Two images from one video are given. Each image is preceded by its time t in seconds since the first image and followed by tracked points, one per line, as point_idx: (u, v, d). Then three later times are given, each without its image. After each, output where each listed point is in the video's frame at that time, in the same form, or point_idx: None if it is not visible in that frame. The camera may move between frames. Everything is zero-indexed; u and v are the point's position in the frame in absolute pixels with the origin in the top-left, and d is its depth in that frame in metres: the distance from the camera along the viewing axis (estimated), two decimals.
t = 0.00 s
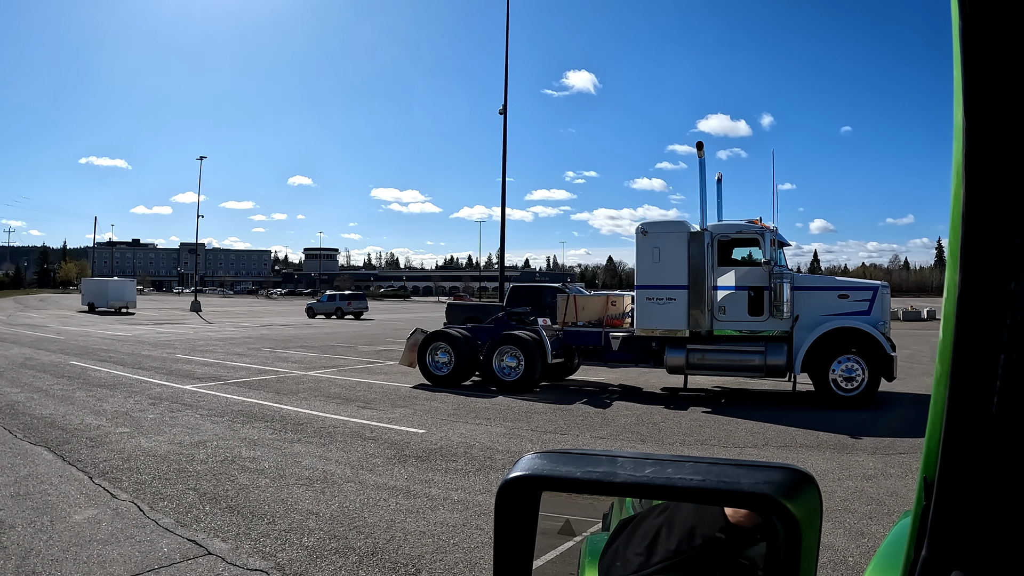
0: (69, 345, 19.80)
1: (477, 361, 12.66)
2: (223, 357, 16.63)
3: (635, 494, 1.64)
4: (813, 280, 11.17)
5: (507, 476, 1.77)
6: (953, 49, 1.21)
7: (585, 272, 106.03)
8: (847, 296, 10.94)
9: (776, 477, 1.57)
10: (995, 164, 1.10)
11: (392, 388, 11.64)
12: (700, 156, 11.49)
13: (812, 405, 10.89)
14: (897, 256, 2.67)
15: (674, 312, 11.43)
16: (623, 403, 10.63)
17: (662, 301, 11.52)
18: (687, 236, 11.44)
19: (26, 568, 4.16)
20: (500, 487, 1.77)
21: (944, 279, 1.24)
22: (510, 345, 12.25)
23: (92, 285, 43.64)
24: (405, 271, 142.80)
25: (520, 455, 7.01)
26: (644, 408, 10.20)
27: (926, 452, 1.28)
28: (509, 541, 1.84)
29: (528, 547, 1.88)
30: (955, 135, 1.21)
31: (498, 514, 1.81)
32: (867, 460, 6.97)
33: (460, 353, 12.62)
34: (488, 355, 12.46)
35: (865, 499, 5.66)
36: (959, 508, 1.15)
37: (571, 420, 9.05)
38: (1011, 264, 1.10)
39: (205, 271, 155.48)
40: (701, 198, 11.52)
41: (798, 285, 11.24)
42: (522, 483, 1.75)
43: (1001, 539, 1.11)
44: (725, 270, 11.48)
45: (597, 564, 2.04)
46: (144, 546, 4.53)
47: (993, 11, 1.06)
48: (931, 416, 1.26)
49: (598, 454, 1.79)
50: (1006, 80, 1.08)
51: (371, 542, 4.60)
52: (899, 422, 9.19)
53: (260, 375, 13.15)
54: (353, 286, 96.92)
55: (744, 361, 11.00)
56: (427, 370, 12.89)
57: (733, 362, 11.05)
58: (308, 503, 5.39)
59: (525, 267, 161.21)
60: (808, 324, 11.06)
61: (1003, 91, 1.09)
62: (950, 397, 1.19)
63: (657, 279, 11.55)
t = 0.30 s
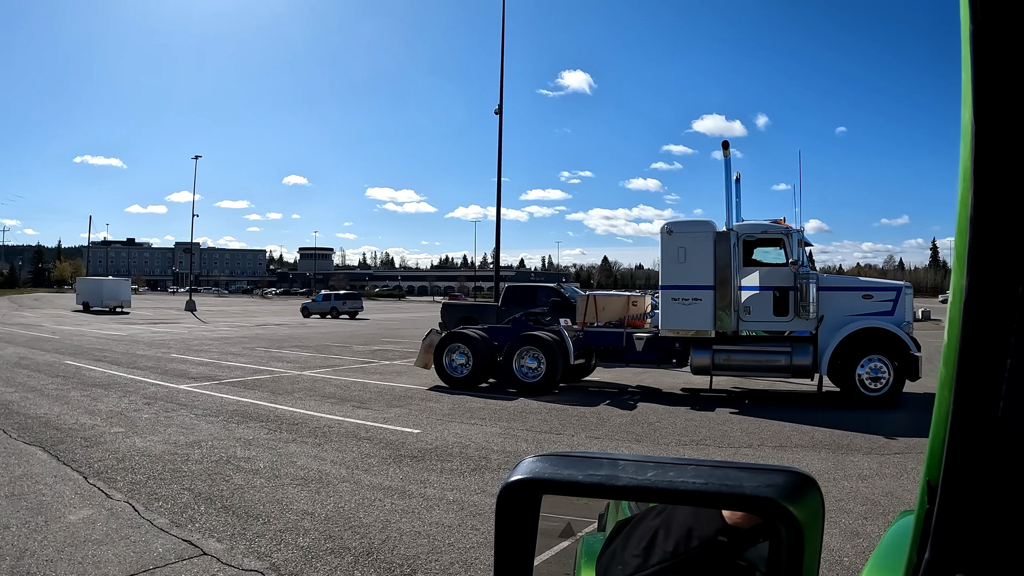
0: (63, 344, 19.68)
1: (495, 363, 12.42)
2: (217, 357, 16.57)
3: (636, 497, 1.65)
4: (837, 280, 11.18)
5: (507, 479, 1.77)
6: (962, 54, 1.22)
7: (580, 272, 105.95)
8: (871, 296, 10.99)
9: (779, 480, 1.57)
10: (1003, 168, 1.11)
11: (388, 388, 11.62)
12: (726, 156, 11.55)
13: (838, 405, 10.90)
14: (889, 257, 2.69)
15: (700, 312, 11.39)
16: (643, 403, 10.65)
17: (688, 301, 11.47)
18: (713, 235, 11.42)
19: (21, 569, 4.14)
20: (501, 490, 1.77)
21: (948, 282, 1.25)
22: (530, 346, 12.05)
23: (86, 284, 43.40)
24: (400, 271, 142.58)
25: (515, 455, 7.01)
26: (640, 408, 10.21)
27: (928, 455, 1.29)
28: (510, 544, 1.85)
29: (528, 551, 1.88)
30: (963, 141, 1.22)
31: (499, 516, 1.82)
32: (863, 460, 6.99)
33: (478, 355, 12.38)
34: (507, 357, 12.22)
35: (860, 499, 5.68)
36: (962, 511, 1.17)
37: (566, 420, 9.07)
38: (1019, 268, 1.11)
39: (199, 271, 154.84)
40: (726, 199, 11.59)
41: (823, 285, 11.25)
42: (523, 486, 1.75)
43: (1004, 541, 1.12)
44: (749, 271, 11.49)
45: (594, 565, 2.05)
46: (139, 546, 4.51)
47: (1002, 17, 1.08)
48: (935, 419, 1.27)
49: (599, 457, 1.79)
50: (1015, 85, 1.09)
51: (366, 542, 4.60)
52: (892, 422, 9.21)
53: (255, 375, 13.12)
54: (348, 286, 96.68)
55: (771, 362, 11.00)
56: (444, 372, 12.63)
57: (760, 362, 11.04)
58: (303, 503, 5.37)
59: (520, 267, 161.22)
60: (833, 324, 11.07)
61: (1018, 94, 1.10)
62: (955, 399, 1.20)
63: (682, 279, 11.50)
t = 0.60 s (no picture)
0: (57, 344, 19.57)
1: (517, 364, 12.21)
2: (212, 357, 16.52)
3: (633, 499, 1.65)
4: (864, 281, 11.19)
5: (504, 481, 1.78)
6: (962, 56, 1.23)
7: (575, 272, 105.98)
8: (897, 297, 11.01)
9: (776, 481, 1.58)
10: (1002, 170, 1.12)
11: (384, 388, 11.60)
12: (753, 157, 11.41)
13: (865, 405, 10.91)
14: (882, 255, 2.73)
15: (729, 312, 11.38)
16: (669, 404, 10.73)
17: (717, 301, 11.44)
18: (742, 235, 11.40)
19: (15, 569, 4.12)
20: (499, 492, 1.77)
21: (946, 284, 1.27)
22: (553, 347, 11.88)
23: (80, 284, 43.17)
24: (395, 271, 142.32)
25: (510, 455, 7.02)
26: (635, 408, 10.22)
27: (926, 457, 1.29)
28: (507, 546, 1.84)
29: (525, 553, 1.88)
30: (962, 144, 1.23)
31: (496, 517, 1.82)
32: (858, 460, 7.01)
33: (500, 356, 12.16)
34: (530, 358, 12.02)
35: (856, 500, 5.70)
36: (959, 514, 1.18)
37: (562, 421, 9.07)
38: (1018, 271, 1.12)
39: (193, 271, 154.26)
40: (755, 200, 11.40)
41: (850, 285, 11.27)
42: (520, 488, 1.76)
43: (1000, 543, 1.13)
44: (776, 271, 11.55)
45: (589, 565, 2.06)
46: (134, 546, 4.50)
47: (1001, 20, 1.09)
48: (933, 421, 1.28)
49: (596, 459, 1.80)
50: (1014, 87, 1.10)
51: (362, 542, 4.59)
52: (885, 421, 9.27)
53: (250, 375, 13.07)
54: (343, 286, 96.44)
55: (800, 362, 11.01)
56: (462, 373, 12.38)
57: (789, 363, 11.04)
58: (298, 503, 5.36)
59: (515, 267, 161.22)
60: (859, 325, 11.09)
61: (1017, 97, 1.11)
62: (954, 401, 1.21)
63: (711, 279, 11.47)
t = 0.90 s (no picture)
0: (51, 344, 19.46)
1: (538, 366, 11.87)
2: (207, 357, 16.49)
3: (626, 497, 1.65)
4: (890, 280, 11.14)
5: (497, 480, 1.78)
6: (953, 56, 1.25)
7: (570, 273, 106.02)
8: (921, 297, 10.91)
9: (769, 480, 1.59)
10: (993, 164, 1.13)
11: (379, 389, 11.58)
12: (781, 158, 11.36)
13: (892, 405, 10.87)
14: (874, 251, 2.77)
15: (758, 312, 11.46)
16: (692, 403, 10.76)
17: (745, 301, 11.53)
18: (769, 236, 11.49)
19: (9, 570, 4.11)
20: (492, 490, 1.78)
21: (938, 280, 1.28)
22: (577, 348, 11.56)
23: (75, 284, 42.98)
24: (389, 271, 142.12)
25: (505, 455, 7.03)
26: (629, 408, 10.24)
27: (918, 456, 1.30)
28: (500, 544, 1.85)
29: (519, 554, 1.88)
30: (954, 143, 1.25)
31: (489, 516, 1.82)
32: (853, 460, 7.04)
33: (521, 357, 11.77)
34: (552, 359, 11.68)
35: (851, 499, 5.73)
36: (951, 512, 1.19)
37: (557, 421, 9.08)
38: (1008, 269, 1.13)
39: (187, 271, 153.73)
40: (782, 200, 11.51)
41: (876, 285, 11.27)
42: (513, 487, 1.76)
43: (988, 540, 1.15)
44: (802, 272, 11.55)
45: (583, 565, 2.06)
46: (129, 547, 4.49)
47: (992, 19, 1.11)
48: (924, 420, 1.29)
49: (589, 458, 1.80)
50: (1005, 86, 1.12)
51: (357, 543, 4.59)
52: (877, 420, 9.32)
53: (245, 375, 13.03)
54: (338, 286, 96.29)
55: (827, 362, 11.02)
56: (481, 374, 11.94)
57: (816, 363, 11.05)
58: (292, 503, 5.35)
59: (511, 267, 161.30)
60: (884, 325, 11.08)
61: (1007, 96, 1.12)
62: (946, 399, 1.22)
63: (739, 279, 11.57)
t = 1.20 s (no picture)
0: (45, 344, 19.39)
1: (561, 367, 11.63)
2: (201, 357, 16.45)
3: (617, 494, 1.66)
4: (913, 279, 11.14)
5: (489, 476, 1.78)
6: (941, 57, 1.27)
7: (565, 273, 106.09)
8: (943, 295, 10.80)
9: (760, 477, 1.59)
10: (980, 164, 1.16)
11: (373, 388, 11.57)
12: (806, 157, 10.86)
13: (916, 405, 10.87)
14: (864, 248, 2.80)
15: (785, 312, 11.45)
16: (717, 403, 10.81)
17: (771, 301, 11.52)
18: (794, 235, 11.47)
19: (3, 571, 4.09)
20: (483, 487, 1.78)
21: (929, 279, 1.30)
22: (601, 348, 11.37)
23: (69, 284, 42.79)
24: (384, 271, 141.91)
25: (500, 455, 7.03)
26: (624, 408, 10.25)
27: (908, 453, 1.33)
28: (492, 540, 1.87)
29: (510, 551, 1.91)
30: (942, 141, 1.27)
31: (481, 512, 1.83)
32: (847, 460, 7.07)
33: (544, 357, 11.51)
34: (576, 360, 11.46)
35: (844, 499, 5.75)
36: (940, 509, 1.21)
37: (551, 421, 9.10)
38: (995, 265, 1.15)
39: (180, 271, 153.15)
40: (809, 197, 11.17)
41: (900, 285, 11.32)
42: (504, 483, 1.76)
43: (973, 535, 1.16)
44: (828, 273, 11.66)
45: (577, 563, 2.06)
46: (124, 547, 4.47)
47: (980, 19, 1.13)
48: (916, 416, 1.32)
49: (580, 455, 1.80)
50: (992, 84, 1.14)
51: (351, 543, 4.58)
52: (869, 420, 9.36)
53: (239, 375, 13.01)
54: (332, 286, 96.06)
55: (852, 362, 11.07)
56: (503, 376, 11.63)
57: (842, 363, 11.12)
58: (287, 503, 5.34)
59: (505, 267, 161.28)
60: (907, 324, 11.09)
61: (993, 96, 1.15)
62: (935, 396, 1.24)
63: (766, 279, 11.54)
